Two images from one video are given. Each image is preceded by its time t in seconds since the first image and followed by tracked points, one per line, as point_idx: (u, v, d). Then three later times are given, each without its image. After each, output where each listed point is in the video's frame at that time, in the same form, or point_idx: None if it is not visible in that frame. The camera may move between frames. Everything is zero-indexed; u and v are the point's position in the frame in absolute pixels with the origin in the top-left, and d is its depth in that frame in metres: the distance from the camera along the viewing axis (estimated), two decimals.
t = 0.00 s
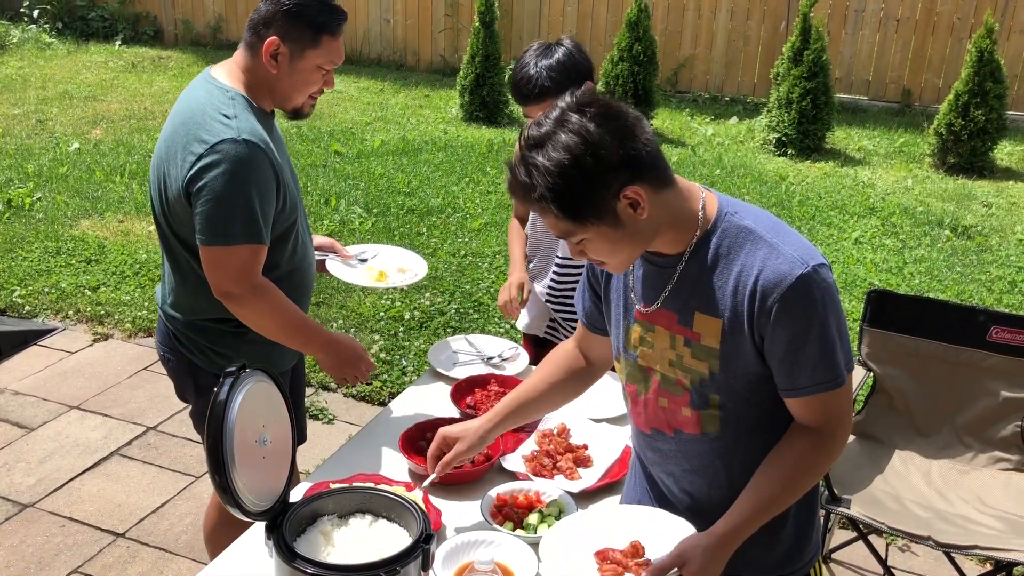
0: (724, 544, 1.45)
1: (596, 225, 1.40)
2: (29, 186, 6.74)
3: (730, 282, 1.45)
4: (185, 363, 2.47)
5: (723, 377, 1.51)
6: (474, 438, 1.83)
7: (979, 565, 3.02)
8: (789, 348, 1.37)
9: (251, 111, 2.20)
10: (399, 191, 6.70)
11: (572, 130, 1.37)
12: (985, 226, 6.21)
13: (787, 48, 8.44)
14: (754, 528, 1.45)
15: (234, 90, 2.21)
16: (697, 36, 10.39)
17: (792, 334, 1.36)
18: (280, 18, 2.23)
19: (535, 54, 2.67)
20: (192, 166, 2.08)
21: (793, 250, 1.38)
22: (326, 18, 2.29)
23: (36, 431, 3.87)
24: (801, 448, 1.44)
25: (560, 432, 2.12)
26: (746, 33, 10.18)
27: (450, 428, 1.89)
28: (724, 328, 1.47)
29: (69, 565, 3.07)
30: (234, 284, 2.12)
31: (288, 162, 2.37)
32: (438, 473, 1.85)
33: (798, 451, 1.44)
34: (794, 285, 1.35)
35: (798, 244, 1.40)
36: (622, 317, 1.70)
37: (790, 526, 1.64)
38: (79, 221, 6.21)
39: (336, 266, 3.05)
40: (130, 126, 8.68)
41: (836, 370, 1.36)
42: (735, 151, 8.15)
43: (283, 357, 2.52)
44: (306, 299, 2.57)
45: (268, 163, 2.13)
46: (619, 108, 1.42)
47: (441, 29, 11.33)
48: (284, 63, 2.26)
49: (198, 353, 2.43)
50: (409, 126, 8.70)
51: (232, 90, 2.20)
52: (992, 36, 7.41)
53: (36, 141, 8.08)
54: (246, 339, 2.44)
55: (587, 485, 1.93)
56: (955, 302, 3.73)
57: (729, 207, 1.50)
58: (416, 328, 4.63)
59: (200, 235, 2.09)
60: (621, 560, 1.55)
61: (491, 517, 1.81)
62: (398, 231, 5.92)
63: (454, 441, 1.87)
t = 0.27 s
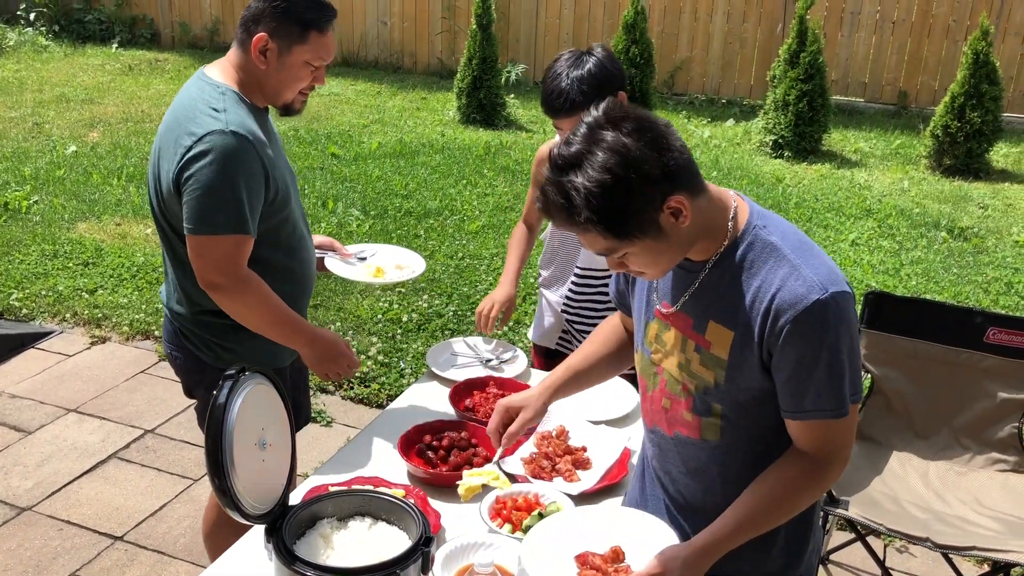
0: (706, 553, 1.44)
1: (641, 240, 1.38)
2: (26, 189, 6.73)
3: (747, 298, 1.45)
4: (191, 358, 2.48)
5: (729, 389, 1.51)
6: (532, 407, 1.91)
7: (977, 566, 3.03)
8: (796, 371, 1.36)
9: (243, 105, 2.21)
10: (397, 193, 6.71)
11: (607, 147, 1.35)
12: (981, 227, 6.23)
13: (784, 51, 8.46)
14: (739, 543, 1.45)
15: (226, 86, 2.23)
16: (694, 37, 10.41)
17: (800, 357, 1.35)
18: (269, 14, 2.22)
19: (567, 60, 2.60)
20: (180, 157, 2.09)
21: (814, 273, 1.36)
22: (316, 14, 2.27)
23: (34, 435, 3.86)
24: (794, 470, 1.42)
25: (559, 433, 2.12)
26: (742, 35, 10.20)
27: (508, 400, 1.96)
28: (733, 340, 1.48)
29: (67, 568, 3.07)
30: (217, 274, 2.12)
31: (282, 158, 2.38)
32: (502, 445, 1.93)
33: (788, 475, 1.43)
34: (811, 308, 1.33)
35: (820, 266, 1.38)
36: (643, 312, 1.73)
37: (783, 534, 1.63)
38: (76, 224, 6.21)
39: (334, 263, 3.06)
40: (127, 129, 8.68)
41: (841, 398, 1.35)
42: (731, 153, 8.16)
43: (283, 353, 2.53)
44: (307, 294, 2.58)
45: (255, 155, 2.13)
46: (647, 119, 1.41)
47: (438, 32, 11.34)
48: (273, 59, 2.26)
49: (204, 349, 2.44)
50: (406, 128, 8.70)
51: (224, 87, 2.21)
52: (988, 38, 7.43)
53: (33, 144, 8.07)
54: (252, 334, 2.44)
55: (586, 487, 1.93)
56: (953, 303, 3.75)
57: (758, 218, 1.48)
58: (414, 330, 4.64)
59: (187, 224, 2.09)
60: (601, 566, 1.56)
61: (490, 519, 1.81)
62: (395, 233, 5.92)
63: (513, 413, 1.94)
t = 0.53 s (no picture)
0: (708, 559, 1.45)
1: (683, 245, 1.37)
2: (23, 191, 6.72)
3: (784, 313, 1.43)
4: (212, 341, 2.50)
5: (755, 403, 1.51)
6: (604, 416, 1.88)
7: (976, 565, 3.04)
8: (823, 391, 1.35)
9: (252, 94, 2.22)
10: (394, 194, 6.71)
11: (658, 145, 1.34)
12: (978, 226, 6.24)
13: (780, 51, 8.48)
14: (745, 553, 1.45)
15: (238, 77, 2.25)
16: (690, 37, 10.42)
17: (829, 376, 1.34)
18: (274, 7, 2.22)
19: (594, 69, 2.50)
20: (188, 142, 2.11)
21: (853, 293, 1.34)
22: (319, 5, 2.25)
23: (32, 437, 3.86)
24: (809, 488, 1.41)
25: (558, 434, 2.13)
26: (739, 35, 10.22)
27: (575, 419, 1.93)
28: (765, 356, 1.47)
29: (65, 570, 3.06)
30: (222, 252, 2.12)
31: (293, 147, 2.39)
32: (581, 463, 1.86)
33: (799, 494, 1.41)
34: (845, 330, 1.31)
35: (860, 287, 1.35)
36: (676, 311, 1.76)
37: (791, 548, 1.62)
38: (73, 226, 6.20)
39: (351, 257, 3.07)
40: (124, 131, 8.67)
41: (867, 423, 1.33)
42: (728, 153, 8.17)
43: (296, 338, 2.53)
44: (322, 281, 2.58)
45: (261, 141, 2.14)
46: (704, 120, 1.40)
47: (434, 33, 11.34)
48: (278, 51, 2.27)
49: (223, 329, 2.45)
50: (403, 129, 8.70)
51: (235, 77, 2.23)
52: (984, 38, 7.44)
53: (30, 146, 8.06)
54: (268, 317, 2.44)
55: (586, 488, 1.94)
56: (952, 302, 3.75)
57: (803, 232, 1.45)
58: (411, 331, 4.64)
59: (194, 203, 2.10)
60: (603, 565, 1.62)
61: (489, 519, 1.81)
62: (393, 234, 5.92)
63: (586, 429, 1.89)
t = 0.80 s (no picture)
0: (723, 557, 1.45)
1: (714, 243, 1.36)
2: (20, 191, 6.71)
3: (812, 314, 1.42)
4: (216, 321, 2.52)
5: (778, 403, 1.50)
6: (633, 421, 1.86)
7: (976, 561, 3.04)
8: (849, 394, 1.34)
9: (274, 82, 2.27)
10: (393, 192, 6.70)
11: (692, 144, 1.34)
12: (977, 222, 6.24)
13: (778, 47, 8.48)
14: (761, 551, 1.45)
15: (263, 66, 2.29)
16: (688, 34, 10.41)
17: (857, 379, 1.33)
18: None
19: (575, 72, 2.52)
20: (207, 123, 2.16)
21: (883, 297, 1.33)
22: None
23: (31, 437, 3.86)
24: (830, 490, 1.40)
25: (557, 432, 2.12)
26: (737, 32, 10.21)
27: (598, 422, 1.87)
28: (791, 358, 1.45)
29: (64, 571, 3.06)
30: (232, 226, 2.15)
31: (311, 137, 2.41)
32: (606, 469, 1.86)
33: (818, 494, 1.40)
34: (876, 333, 1.30)
35: (889, 290, 1.34)
36: (696, 309, 1.75)
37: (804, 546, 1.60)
38: (71, 226, 6.19)
39: (364, 253, 3.09)
40: (121, 130, 8.66)
41: (894, 426, 1.32)
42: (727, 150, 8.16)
43: (301, 323, 2.54)
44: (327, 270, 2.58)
45: (278, 124, 2.17)
46: (740, 118, 1.39)
47: (432, 30, 11.32)
48: (300, 43, 2.29)
49: (229, 312, 2.47)
50: (401, 127, 8.69)
51: (260, 65, 2.28)
52: (982, 33, 7.44)
53: (27, 146, 8.05)
54: (265, 300, 2.45)
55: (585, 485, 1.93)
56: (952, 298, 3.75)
57: (832, 233, 1.44)
58: (410, 329, 4.64)
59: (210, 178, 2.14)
60: (616, 557, 1.60)
61: (488, 518, 1.81)
62: (392, 232, 5.92)
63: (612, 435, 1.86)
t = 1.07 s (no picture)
0: (731, 553, 1.45)
1: (721, 224, 1.36)
2: (20, 189, 6.71)
3: (823, 308, 1.41)
4: (225, 313, 2.53)
5: (785, 397, 1.50)
6: (625, 384, 1.86)
7: (977, 555, 3.04)
8: (859, 389, 1.33)
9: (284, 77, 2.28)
10: (393, 189, 6.70)
11: (713, 120, 1.35)
12: (977, 216, 6.23)
13: (778, 42, 8.47)
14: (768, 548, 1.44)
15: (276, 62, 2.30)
16: (688, 29, 10.39)
17: (868, 376, 1.32)
18: None
19: (547, 62, 2.53)
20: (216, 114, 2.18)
21: (895, 292, 1.32)
22: None
23: (33, 435, 3.86)
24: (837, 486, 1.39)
25: (557, 428, 2.13)
26: (736, 27, 10.20)
27: (590, 383, 1.86)
28: (800, 352, 1.46)
29: (66, 569, 3.06)
30: (240, 219, 2.16)
31: (321, 135, 2.42)
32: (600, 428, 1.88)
33: (826, 492, 1.40)
34: (888, 329, 1.29)
35: (902, 286, 1.34)
36: (704, 302, 1.75)
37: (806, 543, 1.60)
38: (71, 224, 6.19)
39: (370, 249, 3.11)
40: (121, 128, 8.65)
41: (904, 424, 1.32)
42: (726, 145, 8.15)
43: (309, 316, 2.53)
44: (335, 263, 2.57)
45: (286, 117, 2.18)
46: (764, 104, 1.38)
47: (431, 27, 11.30)
48: (310, 40, 2.29)
49: (234, 305, 2.48)
50: (400, 124, 8.68)
51: (272, 61, 2.29)
52: (982, 27, 7.43)
53: (27, 144, 8.04)
54: (271, 293, 2.44)
55: (586, 481, 1.94)
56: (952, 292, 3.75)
57: (846, 230, 1.43)
58: (411, 326, 4.63)
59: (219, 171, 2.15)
60: (622, 554, 1.60)
61: (489, 514, 1.81)
62: (392, 229, 5.91)
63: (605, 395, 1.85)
